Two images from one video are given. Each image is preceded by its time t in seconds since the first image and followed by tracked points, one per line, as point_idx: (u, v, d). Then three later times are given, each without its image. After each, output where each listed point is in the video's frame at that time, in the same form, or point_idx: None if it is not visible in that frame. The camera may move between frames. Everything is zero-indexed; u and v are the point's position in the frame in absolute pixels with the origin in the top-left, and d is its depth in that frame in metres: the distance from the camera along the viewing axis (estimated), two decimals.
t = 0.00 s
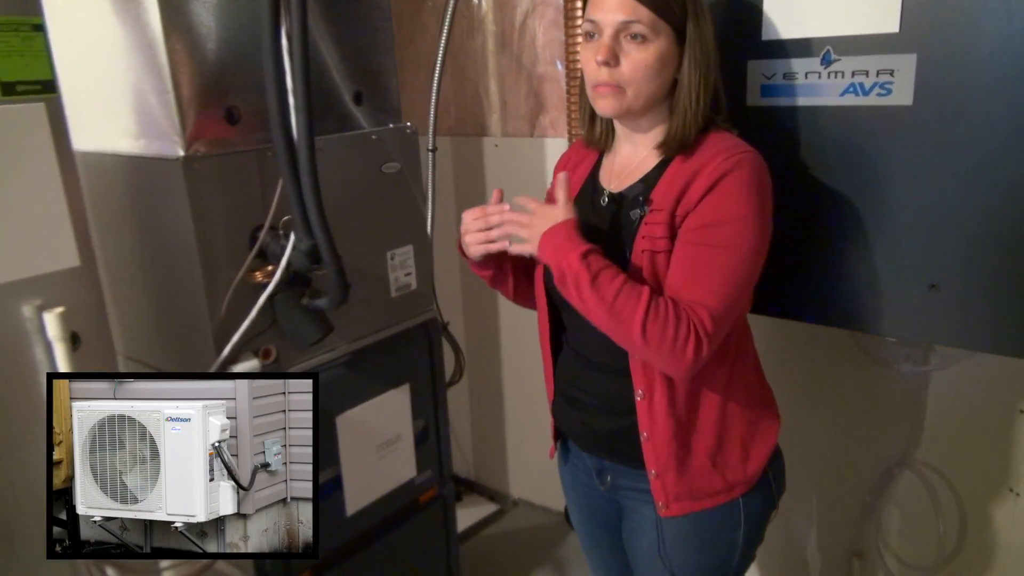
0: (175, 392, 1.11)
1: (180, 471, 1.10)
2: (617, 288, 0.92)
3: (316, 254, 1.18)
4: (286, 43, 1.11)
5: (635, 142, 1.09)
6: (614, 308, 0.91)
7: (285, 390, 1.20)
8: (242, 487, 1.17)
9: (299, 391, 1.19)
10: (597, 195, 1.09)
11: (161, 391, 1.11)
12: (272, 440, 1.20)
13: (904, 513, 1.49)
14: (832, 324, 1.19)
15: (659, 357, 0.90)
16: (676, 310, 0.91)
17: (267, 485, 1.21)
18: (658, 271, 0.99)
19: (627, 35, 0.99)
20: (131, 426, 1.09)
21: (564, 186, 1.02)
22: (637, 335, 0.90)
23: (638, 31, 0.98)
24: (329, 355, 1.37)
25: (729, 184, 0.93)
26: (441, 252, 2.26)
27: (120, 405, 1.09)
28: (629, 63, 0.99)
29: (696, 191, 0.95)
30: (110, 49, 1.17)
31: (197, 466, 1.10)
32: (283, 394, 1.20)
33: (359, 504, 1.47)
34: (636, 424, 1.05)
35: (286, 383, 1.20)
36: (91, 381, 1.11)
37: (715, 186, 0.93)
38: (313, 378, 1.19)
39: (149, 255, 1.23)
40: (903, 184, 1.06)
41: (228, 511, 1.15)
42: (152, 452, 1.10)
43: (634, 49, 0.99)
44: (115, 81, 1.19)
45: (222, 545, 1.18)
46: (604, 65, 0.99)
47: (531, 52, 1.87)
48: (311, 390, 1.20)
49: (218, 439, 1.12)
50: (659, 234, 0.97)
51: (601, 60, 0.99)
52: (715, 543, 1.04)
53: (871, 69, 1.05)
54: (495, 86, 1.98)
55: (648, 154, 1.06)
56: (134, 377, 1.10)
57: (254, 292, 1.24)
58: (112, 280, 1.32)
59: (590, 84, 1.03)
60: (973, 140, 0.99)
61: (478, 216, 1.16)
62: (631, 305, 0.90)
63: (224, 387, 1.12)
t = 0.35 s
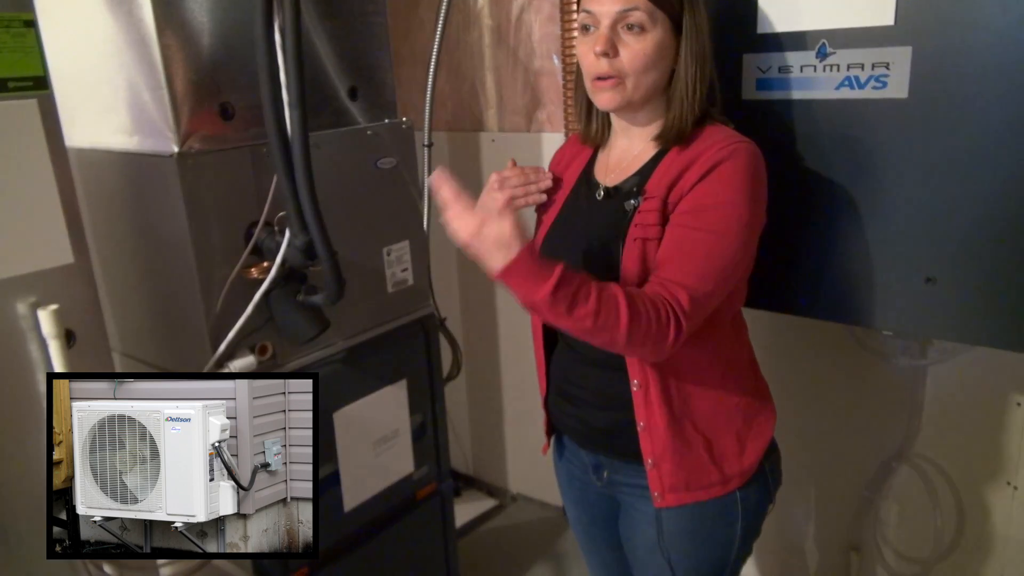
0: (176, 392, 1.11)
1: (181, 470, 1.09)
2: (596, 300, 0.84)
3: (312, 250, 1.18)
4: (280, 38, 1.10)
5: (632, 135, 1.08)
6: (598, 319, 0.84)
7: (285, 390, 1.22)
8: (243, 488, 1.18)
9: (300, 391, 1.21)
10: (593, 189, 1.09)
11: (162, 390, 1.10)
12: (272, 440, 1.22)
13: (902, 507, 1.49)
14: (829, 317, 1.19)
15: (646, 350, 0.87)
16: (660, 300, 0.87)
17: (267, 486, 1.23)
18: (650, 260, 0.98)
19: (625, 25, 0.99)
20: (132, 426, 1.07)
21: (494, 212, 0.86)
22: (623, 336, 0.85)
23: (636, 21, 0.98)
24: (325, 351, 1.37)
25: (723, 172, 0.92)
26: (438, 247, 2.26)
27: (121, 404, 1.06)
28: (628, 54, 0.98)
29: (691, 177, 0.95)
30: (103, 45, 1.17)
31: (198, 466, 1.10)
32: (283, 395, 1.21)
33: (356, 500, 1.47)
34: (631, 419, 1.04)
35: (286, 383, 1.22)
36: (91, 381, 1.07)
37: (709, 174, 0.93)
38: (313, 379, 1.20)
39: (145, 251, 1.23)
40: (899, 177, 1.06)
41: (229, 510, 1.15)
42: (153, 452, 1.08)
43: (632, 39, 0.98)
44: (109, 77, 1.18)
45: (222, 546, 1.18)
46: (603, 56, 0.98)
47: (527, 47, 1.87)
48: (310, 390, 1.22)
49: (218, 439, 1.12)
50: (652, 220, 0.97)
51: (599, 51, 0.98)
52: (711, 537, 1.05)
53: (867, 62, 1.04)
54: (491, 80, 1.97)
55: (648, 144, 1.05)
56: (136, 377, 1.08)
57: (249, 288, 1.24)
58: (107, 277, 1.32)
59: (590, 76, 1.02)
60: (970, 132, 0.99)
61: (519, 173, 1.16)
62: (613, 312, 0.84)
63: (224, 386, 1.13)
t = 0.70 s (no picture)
0: (176, 391, 1.09)
1: (181, 471, 1.08)
2: (600, 343, 0.90)
3: (313, 245, 1.18)
4: (280, 34, 1.10)
5: (636, 131, 1.08)
6: (604, 359, 0.90)
7: (285, 390, 1.19)
8: (242, 488, 1.16)
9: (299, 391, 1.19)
10: (596, 185, 1.09)
11: (161, 390, 1.08)
12: (272, 440, 1.20)
13: (902, 502, 1.49)
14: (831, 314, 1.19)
15: (660, 368, 0.92)
16: (670, 318, 0.90)
17: (267, 486, 1.21)
18: (655, 261, 0.98)
19: (629, 18, 0.99)
20: (132, 426, 1.06)
21: (471, 313, 0.89)
22: (635, 364, 0.90)
23: (641, 14, 0.98)
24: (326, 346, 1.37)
25: (730, 172, 0.92)
26: (438, 243, 2.26)
27: (121, 404, 1.05)
28: (632, 47, 0.98)
29: (698, 178, 0.94)
30: (102, 40, 1.17)
31: (197, 466, 1.08)
32: (283, 395, 1.19)
33: (357, 496, 1.47)
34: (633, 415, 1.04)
35: (286, 383, 1.19)
36: (91, 381, 1.06)
37: (716, 174, 0.93)
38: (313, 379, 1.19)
39: (145, 247, 1.23)
40: (901, 173, 1.06)
41: (228, 511, 1.13)
42: (153, 452, 1.07)
43: (636, 32, 0.98)
44: (109, 72, 1.18)
45: (222, 546, 1.16)
46: (607, 49, 0.99)
47: (527, 42, 1.86)
48: (310, 390, 1.20)
49: (218, 439, 1.10)
50: (659, 222, 0.96)
51: (605, 46, 0.98)
52: (713, 534, 1.04)
53: (869, 57, 1.04)
54: (491, 76, 1.97)
55: (655, 137, 1.04)
56: (136, 376, 1.07)
57: (250, 284, 1.24)
58: (106, 273, 1.32)
59: (594, 72, 1.01)
60: (973, 128, 0.99)
61: (516, 175, 1.18)
62: (620, 350, 0.89)
63: (224, 386, 1.11)
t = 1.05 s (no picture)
0: (176, 391, 1.08)
1: (181, 471, 1.07)
2: (611, 333, 0.90)
3: (316, 241, 1.17)
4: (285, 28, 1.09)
5: (644, 128, 1.07)
6: (614, 350, 0.90)
7: (285, 390, 1.20)
8: (241, 488, 1.16)
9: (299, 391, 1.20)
10: (604, 182, 1.08)
11: (162, 390, 1.07)
12: (272, 440, 1.21)
13: (904, 502, 1.49)
14: (836, 313, 1.19)
15: (669, 364, 0.91)
16: (681, 314, 0.90)
17: (267, 486, 1.21)
18: (666, 257, 0.97)
19: (641, 13, 0.98)
20: (131, 425, 1.04)
21: (485, 293, 0.89)
22: (645, 358, 0.90)
23: (652, 9, 0.97)
24: (329, 342, 1.36)
25: (743, 171, 0.92)
26: (440, 239, 2.25)
27: (121, 404, 1.04)
28: (643, 43, 0.97)
29: (712, 176, 0.94)
30: (106, 33, 1.16)
31: (197, 466, 1.07)
32: (283, 395, 1.20)
33: (358, 492, 1.47)
34: (639, 413, 1.04)
35: (286, 383, 1.20)
36: (91, 380, 1.05)
37: (728, 171, 0.93)
38: (313, 379, 1.19)
39: (147, 242, 1.22)
40: (907, 172, 1.06)
41: (228, 511, 1.13)
42: (153, 452, 1.06)
43: (647, 28, 0.98)
44: (112, 66, 1.17)
45: (222, 546, 1.16)
46: (618, 45, 0.98)
47: (531, 38, 1.86)
48: (310, 390, 1.21)
49: (218, 439, 1.10)
50: (671, 219, 0.95)
51: (615, 41, 0.98)
52: (717, 533, 1.04)
53: (877, 54, 1.04)
54: (494, 72, 1.96)
55: (666, 135, 1.03)
56: (136, 376, 1.06)
57: (253, 279, 1.23)
58: (109, 268, 1.31)
59: (605, 68, 1.01)
60: (980, 127, 0.98)
61: (522, 169, 1.17)
62: (630, 342, 0.89)
63: (224, 386, 1.11)
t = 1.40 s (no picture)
0: (175, 392, 1.09)
1: (181, 471, 1.07)
2: (621, 328, 0.88)
3: (317, 236, 1.16)
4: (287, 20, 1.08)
5: (651, 124, 1.06)
6: (623, 344, 0.88)
7: (285, 391, 1.21)
8: (241, 488, 1.16)
9: (299, 391, 1.20)
10: (610, 179, 1.07)
11: (161, 390, 1.07)
12: (272, 440, 1.20)
13: (906, 501, 1.48)
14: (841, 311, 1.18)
15: (677, 361, 0.90)
16: (689, 312, 0.89)
17: (267, 486, 1.21)
18: (673, 255, 0.96)
19: (653, 9, 0.97)
20: (132, 425, 1.04)
21: (499, 279, 0.86)
22: (654, 354, 0.89)
23: (665, 6, 0.96)
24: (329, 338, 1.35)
25: (753, 168, 0.91)
26: (440, 235, 2.24)
27: (121, 404, 1.04)
28: (655, 39, 0.96)
29: (720, 171, 0.93)
30: (105, 25, 1.15)
31: (197, 466, 1.07)
32: (283, 395, 1.20)
33: (358, 489, 1.46)
34: (643, 411, 1.03)
35: (286, 384, 1.21)
36: (91, 381, 1.04)
37: (738, 169, 0.92)
38: (313, 380, 1.19)
39: (147, 236, 1.21)
40: (914, 170, 1.05)
41: (228, 511, 1.12)
42: (153, 452, 1.06)
43: (660, 25, 0.97)
44: (112, 58, 1.16)
45: (222, 546, 1.15)
46: (629, 42, 0.96)
47: (533, 33, 1.84)
48: (310, 390, 1.21)
49: (218, 439, 1.10)
50: (678, 216, 0.94)
51: (626, 37, 0.96)
52: (721, 533, 1.04)
53: (885, 50, 1.03)
54: (496, 67, 1.95)
55: (672, 132, 1.03)
56: (136, 376, 1.05)
57: (253, 275, 1.22)
58: (108, 262, 1.30)
59: (614, 64, 1.00)
60: (988, 125, 0.98)
61: (523, 163, 1.17)
62: (639, 337, 0.88)
63: (224, 386, 1.11)
